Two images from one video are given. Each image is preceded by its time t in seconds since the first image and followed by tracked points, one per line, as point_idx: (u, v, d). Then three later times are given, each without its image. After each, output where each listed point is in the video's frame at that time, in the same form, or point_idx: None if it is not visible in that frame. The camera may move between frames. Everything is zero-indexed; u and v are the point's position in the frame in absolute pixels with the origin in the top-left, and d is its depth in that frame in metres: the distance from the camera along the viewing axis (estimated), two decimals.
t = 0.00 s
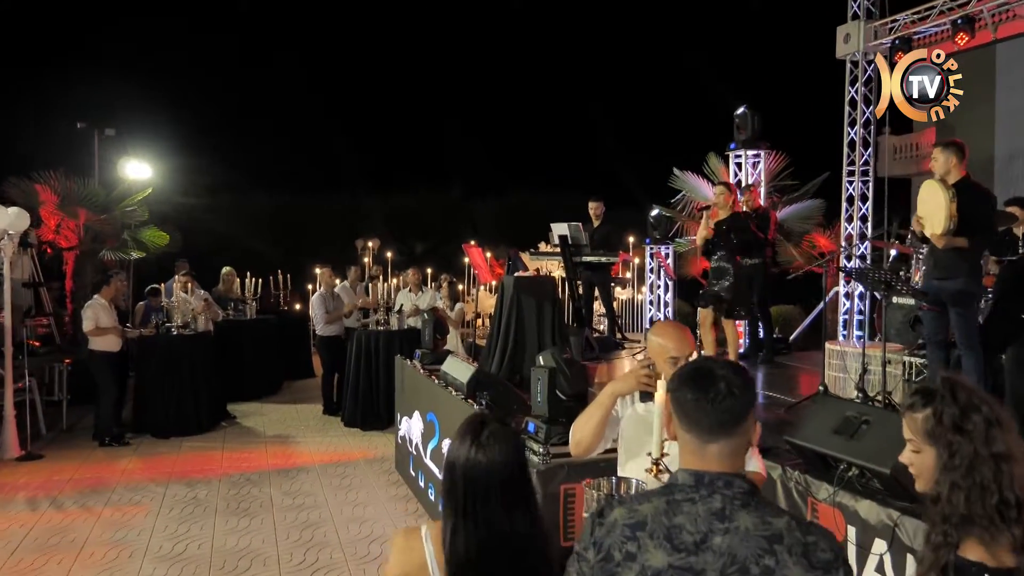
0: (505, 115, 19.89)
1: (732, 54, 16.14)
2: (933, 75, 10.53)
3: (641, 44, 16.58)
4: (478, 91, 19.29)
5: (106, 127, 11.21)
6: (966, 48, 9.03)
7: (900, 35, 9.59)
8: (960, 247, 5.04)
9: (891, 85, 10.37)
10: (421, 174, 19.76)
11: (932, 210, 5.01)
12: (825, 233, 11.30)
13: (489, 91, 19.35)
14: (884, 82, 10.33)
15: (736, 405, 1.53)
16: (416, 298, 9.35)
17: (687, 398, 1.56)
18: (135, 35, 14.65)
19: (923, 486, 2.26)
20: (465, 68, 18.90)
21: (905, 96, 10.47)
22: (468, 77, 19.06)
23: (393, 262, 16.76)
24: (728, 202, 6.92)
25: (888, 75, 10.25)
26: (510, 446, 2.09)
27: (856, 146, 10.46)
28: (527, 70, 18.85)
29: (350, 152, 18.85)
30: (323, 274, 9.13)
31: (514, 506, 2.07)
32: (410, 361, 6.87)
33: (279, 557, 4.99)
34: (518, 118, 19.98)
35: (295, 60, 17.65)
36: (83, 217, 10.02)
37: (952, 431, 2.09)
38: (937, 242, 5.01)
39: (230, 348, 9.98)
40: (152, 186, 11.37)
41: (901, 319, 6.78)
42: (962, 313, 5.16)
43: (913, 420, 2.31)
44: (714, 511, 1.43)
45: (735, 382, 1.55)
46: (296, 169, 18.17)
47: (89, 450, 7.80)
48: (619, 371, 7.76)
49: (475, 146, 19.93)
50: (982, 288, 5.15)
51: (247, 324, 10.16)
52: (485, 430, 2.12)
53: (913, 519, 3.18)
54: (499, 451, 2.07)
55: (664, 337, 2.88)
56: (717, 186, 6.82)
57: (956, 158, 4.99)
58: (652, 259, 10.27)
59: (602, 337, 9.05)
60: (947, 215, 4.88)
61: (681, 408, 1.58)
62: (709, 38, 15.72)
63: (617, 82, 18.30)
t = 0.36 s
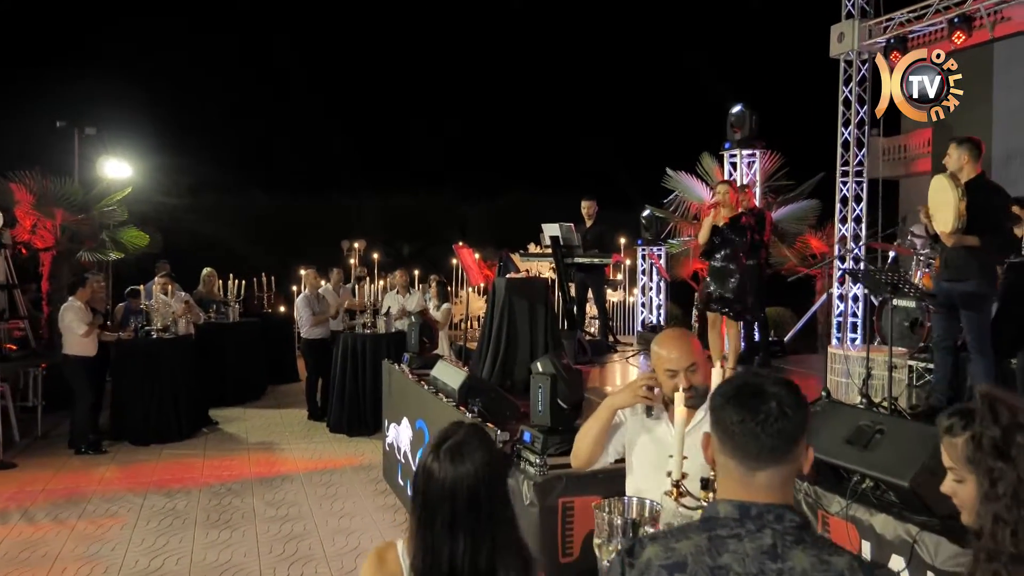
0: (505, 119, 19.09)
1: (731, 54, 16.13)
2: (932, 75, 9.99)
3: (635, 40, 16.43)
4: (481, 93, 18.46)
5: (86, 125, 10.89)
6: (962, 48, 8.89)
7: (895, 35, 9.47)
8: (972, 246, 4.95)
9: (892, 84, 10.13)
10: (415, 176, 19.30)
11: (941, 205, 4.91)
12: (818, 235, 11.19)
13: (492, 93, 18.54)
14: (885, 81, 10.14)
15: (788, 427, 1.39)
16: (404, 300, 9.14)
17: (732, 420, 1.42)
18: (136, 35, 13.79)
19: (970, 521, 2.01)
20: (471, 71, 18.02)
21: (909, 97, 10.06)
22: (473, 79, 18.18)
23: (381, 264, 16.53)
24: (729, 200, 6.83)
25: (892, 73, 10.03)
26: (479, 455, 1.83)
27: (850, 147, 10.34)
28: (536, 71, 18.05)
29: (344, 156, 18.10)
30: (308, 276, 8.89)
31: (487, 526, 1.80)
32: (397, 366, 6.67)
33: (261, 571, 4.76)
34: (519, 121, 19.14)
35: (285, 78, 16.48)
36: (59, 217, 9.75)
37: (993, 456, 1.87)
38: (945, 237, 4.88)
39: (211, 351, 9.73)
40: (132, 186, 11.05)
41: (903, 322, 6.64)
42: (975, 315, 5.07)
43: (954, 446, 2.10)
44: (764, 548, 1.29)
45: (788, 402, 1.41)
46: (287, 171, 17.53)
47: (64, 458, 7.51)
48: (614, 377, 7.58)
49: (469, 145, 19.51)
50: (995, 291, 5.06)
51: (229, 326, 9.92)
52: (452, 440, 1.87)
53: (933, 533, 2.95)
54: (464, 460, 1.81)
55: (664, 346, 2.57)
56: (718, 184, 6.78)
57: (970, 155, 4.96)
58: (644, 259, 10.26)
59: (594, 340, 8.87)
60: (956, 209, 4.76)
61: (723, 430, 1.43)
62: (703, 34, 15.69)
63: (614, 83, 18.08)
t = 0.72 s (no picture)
0: (495, 118, 18.49)
1: (728, 53, 15.77)
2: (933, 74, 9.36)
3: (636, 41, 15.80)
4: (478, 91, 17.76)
5: (49, 119, 10.49)
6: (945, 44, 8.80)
7: (877, 31, 9.40)
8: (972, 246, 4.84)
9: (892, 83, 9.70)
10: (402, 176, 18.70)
11: (933, 206, 4.86)
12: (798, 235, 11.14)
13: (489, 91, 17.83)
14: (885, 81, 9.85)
15: (845, 451, 1.29)
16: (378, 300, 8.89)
17: (781, 440, 1.31)
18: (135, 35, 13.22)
19: None
20: (475, 70, 17.23)
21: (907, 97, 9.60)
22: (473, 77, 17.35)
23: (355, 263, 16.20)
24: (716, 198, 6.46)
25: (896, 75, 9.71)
26: (410, 483, 1.80)
27: (831, 144, 10.29)
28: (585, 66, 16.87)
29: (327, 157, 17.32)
30: (279, 275, 8.60)
31: (416, 554, 1.77)
32: (372, 367, 6.41)
33: None
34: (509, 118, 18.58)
35: (263, 83, 15.52)
36: (19, 213, 9.37)
37: None
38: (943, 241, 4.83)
39: (178, 352, 9.42)
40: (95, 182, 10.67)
41: (891, 321, 6.52)
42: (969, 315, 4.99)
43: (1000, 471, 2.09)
44: None
45: (845, 422, 1.31)
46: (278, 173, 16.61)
47: (20, 465, 7.18)
48: (596, 378, 7.39)
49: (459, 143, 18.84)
50: (993, 291, 4.96)
51: (197, 325, 9.60)
52: (386, 464, 1.86)
53: (941, 546, 2.79)
54: (391, 486, 1.78)
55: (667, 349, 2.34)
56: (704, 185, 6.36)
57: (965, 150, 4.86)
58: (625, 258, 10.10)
59: (574, 341, 8.69)
60: (948, 213, 4.73)
61: (771, 451, 1.32)
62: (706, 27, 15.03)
63: (610, 84, 17.49)
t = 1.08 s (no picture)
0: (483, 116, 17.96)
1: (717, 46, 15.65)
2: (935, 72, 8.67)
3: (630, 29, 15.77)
4: (478, 87, 17.21)
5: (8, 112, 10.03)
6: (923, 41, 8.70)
7: (856, 28, 9.33)
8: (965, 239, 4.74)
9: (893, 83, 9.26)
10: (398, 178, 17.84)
11: (931, 193, 4.73)
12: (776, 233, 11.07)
13: (489, 86, 17.31)
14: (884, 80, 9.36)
15: (939, 489, 1.09)
16: (350, 300, 8.61)
17: (864, 479, 1.10)
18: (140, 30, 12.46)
19: None
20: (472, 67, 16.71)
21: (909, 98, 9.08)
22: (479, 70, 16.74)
23: (325, 262, 15.86)
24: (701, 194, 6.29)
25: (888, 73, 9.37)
26: (371, 497, 1.56)
27: (810, 142, 10.22)
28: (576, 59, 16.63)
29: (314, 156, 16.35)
30: (248, 273, 8.29)
31: None
32: (343, 369, 6.12)
33: None
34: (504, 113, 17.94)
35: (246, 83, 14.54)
36: None
37: None
38: (937, 230, 4.68)
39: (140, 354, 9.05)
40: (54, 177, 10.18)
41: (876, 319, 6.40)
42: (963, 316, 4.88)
43: None
44: None
45: (935, 453, 1.10)
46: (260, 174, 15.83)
47: None
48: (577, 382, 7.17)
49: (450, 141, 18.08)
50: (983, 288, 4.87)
51: (161, 325, 9.23)
52: (344, 478, 1.62)
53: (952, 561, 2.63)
54: (349, 505, 1.55)
55: (704, 356, 2.16)
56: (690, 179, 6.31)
57: (960, 144, 4.82)
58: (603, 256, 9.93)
59: (553, 342, 8.48)
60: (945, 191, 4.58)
61: (844, 484, 1.12)
62: (702, 24, 15.26)
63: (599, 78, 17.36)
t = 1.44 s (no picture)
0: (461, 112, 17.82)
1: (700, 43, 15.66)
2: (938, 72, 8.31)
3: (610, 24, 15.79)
4: (454, 85, 17.22)
5: None
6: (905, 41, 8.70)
7: (837, 26, 9.26)
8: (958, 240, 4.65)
9: (891, 84, 8.80)
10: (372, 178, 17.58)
11: (925, 194, 4.60)
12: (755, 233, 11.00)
13: (465, 84, 17.33)
14: (883, 80, 8.83)
15: None
16: (324, 300, 8.36)
17: (993, 531, 0.95)
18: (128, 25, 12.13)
19: None
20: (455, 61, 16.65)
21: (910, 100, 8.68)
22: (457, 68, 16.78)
23: (296, 261, 15.53)
24: (694, 191, 5.98)
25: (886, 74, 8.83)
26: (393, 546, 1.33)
27: (791, 141, 10.15)
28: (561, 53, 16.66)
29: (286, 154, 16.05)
30: (217, 273, 8.01)
31: None
32: (318, 374, 5.90)
33: None
34: (478, 111, 17.97)
35: (230, 80, 14.37)
36: None
37: None
38: (934, 234, 4.58)
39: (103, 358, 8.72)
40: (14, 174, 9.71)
41: (863, 320, 6.30)
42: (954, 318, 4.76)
43: None
44: None
45: None
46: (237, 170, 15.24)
47: None
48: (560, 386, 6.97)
49: (424, 139, 17.93)
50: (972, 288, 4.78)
51: (126, 327, 8.90)
52: (360, 525, 1.39)
53: None
54: (362, 558, 1.32)
55: (756, 365, 1.78)
56: (676, 175, 6.03)
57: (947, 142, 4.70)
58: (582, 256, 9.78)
59: (533, 343, 8.30)
60: (942, 194, 4.43)
61: (961, 540, 0.97)
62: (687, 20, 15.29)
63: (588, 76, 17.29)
